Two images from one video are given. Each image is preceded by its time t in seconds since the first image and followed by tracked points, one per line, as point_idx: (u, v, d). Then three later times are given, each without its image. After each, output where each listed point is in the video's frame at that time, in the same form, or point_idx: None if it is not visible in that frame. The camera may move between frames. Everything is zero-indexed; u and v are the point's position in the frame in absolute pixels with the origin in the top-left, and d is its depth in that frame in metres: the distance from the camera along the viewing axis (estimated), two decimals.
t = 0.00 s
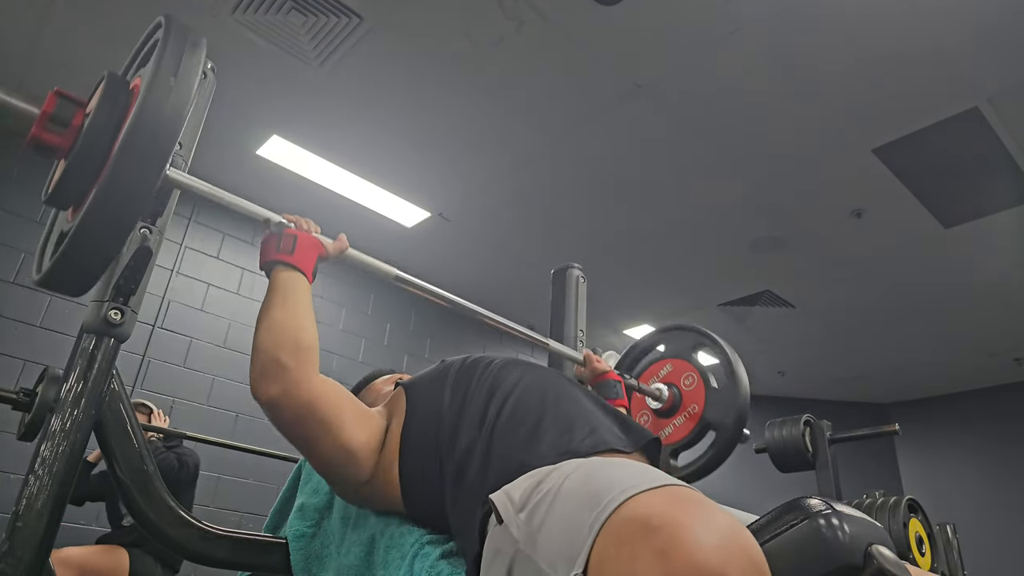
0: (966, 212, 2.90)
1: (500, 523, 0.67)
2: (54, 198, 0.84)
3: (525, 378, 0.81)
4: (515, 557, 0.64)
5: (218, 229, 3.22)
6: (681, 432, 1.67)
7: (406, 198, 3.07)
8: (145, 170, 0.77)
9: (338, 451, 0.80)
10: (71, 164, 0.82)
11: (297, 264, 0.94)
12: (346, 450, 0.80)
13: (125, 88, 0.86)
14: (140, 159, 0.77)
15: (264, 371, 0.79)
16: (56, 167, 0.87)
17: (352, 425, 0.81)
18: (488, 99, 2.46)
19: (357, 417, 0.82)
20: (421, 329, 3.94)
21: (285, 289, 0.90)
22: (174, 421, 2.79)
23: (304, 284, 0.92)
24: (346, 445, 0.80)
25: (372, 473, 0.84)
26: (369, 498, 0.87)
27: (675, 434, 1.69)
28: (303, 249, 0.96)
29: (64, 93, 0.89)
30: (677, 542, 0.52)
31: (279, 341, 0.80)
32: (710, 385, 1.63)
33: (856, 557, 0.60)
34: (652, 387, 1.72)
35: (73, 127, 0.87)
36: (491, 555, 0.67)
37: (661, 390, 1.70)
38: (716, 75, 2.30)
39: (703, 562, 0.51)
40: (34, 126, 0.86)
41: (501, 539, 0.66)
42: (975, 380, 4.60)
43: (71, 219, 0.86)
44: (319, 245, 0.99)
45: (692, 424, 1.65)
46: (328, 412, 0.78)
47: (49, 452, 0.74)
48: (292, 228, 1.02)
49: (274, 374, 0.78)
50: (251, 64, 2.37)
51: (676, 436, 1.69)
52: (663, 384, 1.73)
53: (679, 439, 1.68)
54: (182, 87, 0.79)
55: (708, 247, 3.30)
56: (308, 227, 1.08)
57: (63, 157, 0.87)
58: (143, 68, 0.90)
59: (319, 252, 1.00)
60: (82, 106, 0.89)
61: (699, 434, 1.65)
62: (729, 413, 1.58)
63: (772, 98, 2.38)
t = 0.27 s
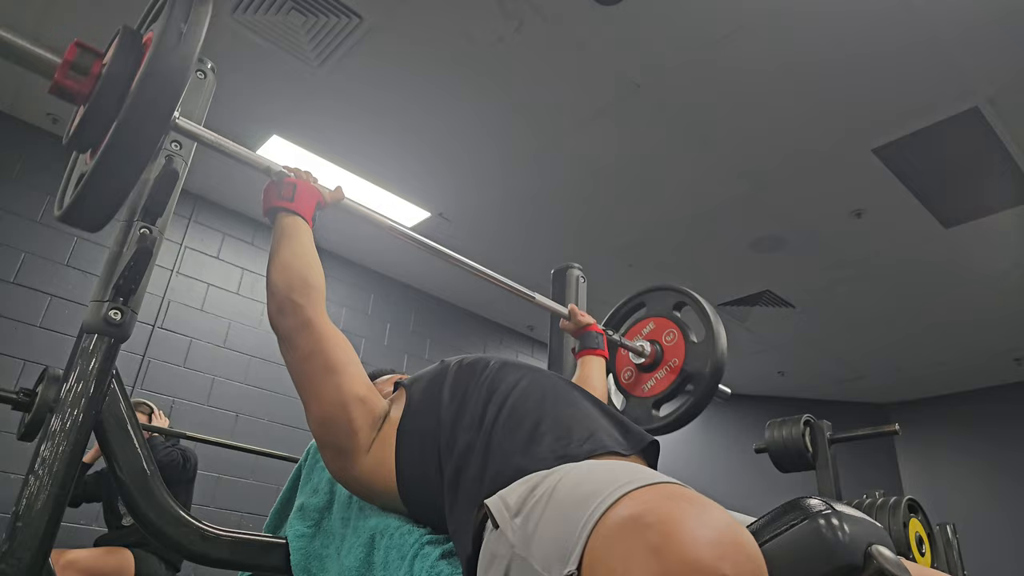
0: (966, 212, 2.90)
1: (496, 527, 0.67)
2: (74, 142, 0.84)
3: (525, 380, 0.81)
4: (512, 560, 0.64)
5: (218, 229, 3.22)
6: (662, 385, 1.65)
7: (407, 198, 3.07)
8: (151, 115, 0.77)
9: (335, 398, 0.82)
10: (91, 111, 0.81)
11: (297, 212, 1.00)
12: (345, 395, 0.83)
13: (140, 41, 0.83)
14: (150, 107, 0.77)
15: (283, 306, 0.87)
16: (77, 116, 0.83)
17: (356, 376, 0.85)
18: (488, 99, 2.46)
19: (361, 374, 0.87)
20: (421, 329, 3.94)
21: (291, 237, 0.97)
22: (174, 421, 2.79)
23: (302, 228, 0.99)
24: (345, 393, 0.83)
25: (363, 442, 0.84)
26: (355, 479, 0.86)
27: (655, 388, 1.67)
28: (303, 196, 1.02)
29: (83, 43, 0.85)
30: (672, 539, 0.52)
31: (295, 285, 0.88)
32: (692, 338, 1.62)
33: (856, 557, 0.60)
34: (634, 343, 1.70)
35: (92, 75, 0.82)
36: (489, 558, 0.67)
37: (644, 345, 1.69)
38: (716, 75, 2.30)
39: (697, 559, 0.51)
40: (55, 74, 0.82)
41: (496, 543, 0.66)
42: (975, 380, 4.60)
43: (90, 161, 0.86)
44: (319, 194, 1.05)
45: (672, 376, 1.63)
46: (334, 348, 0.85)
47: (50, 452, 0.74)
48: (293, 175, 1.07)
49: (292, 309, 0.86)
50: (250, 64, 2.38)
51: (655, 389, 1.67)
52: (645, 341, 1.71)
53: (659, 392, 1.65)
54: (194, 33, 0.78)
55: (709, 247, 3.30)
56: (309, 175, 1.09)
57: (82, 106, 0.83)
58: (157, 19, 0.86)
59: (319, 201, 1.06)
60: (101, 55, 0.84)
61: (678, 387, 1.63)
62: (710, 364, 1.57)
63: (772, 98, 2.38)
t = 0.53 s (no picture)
0: (966, 212, 2.90)
1: (494, 529, 0.67)
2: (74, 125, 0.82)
3: (520, 375, 0.81)
4: (511, 560, 0.63)
5: (218, 229, 3.22)
6: (649, 370, 1.64)
7: (407, 198, 3.07)
8: (145, 102, 0.76)
9: (339, 384, 0.85)
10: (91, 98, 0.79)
11: (294, 203, 1.01)
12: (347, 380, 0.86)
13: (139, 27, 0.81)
14: (143, 94, 0.76)
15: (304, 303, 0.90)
16: (76, 100, 0.81)
17: (363, 368, 0.88)
18: (488, 99, 2.46)
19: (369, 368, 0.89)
20: (421, 329, 3.94)
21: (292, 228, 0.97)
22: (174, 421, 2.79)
23: (300, 216, 0.99)
24: (350, 383, 0.86)
25: (362, 435, 0.85)
26: (350, 473, 0.86)
27: (642, 373, 1.67)
28: (295, 185, 1.03)
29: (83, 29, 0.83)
30: (676, 533, 0.52)
31: (312, 276, 0.91)
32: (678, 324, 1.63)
33: (856, 556, 0.61)
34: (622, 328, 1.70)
35: (92, 59, 0.80)
36: (486, 559, 0.67)
37: (631, 331, 1.69)
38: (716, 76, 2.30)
39: (701, 556, 0.51)
40: (54, 58, 0.80)
41: (494, 544, 0.66)
42: (975, 380, 4.60)
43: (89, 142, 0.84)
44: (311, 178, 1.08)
45: (659, 361, 1.63)
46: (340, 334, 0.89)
47: (50, 452, 0.74)
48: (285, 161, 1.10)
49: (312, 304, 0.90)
50: (250, 64, 2.37)
51: (642, 375, 1.66)
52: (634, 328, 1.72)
53: (646, 377, 1.65)
54: (187, 19, 0.78)
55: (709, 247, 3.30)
56: (300, 160, 1.13)
57: (82, 90, 0.81)
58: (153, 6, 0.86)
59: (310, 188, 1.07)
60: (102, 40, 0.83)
61: (665, 372, 1.63)
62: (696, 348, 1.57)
63: (772, 99, 2.38)
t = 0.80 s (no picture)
0: (966, 212, 2.90)
1: (500, 525, 0.66)
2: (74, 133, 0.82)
3: (524, 375, 0.82)
4: (516, 557, 0.63)
5: (218, 229, 3.22)
6: (650, 373, 1.64)
7: (406, 197, 3.07)
8: (144, 111, 0.76)
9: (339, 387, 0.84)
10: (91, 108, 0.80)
11: (293, 205, 0.99)
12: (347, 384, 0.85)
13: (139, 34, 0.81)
14: (141, 103, 0.76)
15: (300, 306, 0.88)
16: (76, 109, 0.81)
17: (363, 370, 0.87)
18: (488, 99, 2.46)
19: (368, 370, 0.88)
20: (421, 329, 3.94)
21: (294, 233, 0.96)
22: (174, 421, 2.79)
23: (299, 220, 0.98)
24: (350, 386, 0.85)
25: (362, 436, 0.84)
26: (351, 477, 0.86)
27: (643, 376, 1.66)
28: (297, 188, 1.01)
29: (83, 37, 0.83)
30: (688, 538, 0.52)
31: (309, 277, 0.90)
32: (680, 327, 1.63)
33: (856, 556, 0.60)
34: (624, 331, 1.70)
35: (91, 68, 0.81)
36: (491, 556, 0.67)
37: (633, 334, 1.69)
38: (716, 75, 2.30)
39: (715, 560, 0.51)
40: (54, 67, 0.80)
41: (500, 540, 0.66)
42: (975, 380, 4.60)
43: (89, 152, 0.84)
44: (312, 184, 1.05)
45: (661, 364, 1.63)
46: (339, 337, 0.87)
47: (49, 452, 0.74)
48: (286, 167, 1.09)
49: (309, 306, 0.88)
50: (249, 64, 2.37)
51: (643, 378, 1.66)
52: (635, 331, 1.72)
53: (647, 380, 1.64)
54: (187, 26, 0.77)
55: (708, 247, 3.30)
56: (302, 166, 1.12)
57: (82, 99, 0.81)
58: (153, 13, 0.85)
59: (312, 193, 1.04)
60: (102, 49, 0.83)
61: (667, 375, 1.63)
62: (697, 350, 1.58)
63: (773, 99, 2.38)
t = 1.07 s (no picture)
0: (966, 212, 2.90)
1: (498, 527, 0.66)
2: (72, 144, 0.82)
3: (524, 375, 0.81)
4: (515, 557, 0.63)
5: (218, 229, 3.22)
6: (659, 387, 1.65)
7: (407, 197, 3.07)
8: (144, 123, 0.75)
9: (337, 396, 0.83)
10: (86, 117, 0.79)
11: (294, 214, 1.00)
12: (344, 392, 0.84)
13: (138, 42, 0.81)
14: (140, 113, 0.75)
15: (285, 312, 0.87)
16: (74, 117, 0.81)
17: (357, 374, 0.86)
18: (488, 99, 2.46)
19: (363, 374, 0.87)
20: (421, 329, 3.94)
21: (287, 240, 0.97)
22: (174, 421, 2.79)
23: (298, 229, 0.99)
24: (349, 394, 0.84)
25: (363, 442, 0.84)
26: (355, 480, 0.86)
27: (651, 391, 1.67)
28: (298, 199, 1.02)
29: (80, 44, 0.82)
30: (684, 534, 0.52)
31: (296, 284, 0.89)
32: (687, 341, 1.62)
33: (855, 556, 0.61)
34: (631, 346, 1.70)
35: (90, 76, 0.80)
36: (490, 556, 0.67)
37: (640, 348, 1.69)
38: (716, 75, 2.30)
39: (710, 557, 0.51)
40: (52, 75, 0.79)
41: (499, 541, 0.66)
42: (975, 380, 4.60)
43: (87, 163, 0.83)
44: (314, 197, 1.06)
45: (669, 379, 1.63)
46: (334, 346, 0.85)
47: (49, 452, 0.74)
48: (288, 177, 1.10)
49: (295, 312, 0.86)
50: (249, 64, 2.37)
51: (652, 392, 1.67)
52: (642, 344, 1.72)
53: (656, 395, 1.65)
54: (188, 35, 0.77)
55: (708, 247, 3.30)
56: (304, 179, 1.12)
57: (80, 107, 0.81)
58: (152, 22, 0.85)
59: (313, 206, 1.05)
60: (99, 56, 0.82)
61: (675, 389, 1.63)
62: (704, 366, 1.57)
63: (772, 99, 2.38)
